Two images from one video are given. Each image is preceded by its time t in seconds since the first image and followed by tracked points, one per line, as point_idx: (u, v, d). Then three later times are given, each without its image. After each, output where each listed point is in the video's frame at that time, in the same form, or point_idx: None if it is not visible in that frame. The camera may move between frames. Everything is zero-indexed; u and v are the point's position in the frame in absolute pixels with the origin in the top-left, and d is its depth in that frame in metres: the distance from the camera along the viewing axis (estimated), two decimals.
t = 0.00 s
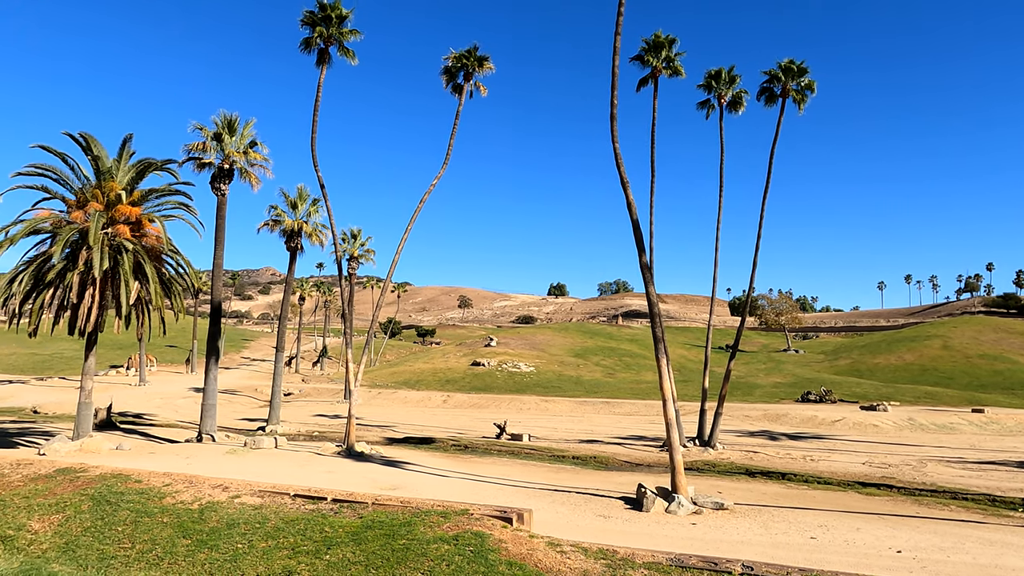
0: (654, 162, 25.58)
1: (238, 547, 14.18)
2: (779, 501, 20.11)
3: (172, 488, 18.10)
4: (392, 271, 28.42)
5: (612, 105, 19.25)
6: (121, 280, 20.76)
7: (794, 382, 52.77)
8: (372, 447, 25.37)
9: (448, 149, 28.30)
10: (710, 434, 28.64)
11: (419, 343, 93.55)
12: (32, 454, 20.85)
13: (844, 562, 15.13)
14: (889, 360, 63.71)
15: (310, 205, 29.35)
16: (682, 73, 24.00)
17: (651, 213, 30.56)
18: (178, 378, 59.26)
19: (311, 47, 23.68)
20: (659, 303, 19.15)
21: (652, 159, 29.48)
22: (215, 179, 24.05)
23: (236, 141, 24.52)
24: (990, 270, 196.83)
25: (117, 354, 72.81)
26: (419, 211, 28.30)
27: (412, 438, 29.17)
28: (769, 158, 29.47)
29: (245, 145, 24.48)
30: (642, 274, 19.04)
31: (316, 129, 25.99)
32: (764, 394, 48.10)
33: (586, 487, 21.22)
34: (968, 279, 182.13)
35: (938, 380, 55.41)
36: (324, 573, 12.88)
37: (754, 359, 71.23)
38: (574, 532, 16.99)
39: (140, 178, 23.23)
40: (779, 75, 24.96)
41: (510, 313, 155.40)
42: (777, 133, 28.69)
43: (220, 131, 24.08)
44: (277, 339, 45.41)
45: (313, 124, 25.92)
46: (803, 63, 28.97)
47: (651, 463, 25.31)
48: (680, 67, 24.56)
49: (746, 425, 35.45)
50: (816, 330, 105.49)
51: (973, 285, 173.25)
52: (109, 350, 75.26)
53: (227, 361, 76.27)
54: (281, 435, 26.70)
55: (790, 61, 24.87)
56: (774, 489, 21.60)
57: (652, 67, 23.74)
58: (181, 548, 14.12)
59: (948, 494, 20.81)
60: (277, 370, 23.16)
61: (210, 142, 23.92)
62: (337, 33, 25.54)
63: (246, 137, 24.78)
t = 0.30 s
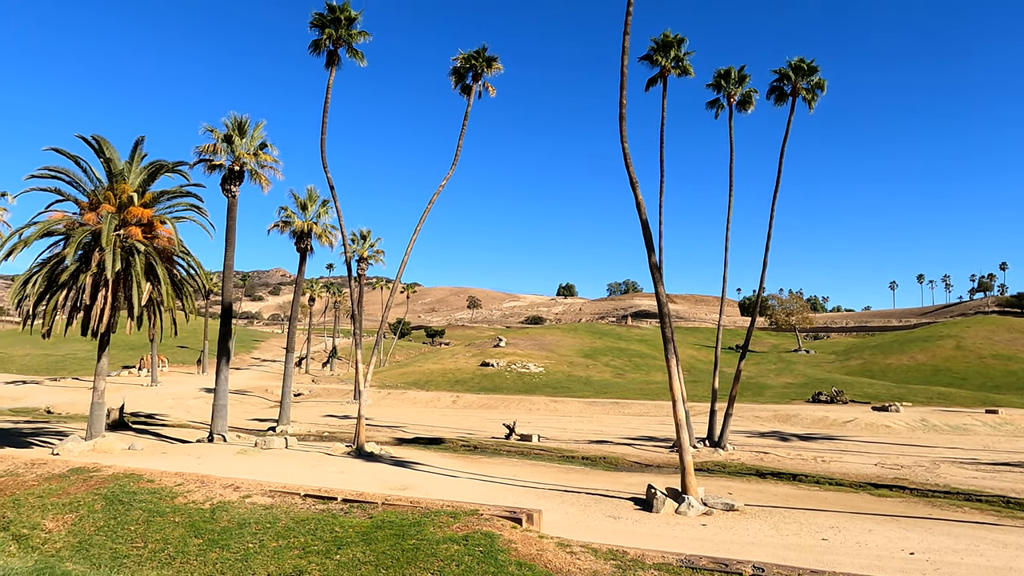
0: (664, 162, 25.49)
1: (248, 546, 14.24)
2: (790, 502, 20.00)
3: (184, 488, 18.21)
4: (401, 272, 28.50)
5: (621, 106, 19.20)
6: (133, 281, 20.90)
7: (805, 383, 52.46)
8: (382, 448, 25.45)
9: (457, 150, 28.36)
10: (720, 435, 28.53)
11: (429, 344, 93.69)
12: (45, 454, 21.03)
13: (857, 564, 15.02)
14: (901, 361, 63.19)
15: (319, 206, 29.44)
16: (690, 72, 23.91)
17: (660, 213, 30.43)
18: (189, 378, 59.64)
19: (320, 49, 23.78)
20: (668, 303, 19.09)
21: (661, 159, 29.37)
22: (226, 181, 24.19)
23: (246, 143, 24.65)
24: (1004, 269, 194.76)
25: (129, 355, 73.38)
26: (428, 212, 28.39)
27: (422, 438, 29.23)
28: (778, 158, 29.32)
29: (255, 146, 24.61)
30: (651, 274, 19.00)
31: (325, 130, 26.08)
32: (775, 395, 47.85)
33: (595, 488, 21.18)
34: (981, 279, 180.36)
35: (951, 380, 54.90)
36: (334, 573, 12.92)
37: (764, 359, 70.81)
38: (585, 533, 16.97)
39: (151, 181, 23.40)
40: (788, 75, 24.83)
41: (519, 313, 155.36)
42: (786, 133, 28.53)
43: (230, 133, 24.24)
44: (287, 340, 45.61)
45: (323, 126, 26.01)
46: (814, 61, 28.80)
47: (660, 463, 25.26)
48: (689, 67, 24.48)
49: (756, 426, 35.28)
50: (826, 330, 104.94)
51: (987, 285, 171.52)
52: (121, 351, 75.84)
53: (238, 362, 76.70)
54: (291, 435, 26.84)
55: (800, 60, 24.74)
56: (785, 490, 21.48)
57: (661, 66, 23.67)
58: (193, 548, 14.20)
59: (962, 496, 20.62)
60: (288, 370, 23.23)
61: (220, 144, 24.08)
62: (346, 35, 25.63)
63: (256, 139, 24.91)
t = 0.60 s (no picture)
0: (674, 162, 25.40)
1: (260, 546, 14.31)
2: (802, 503, 19.87)
3: (196, 487, 18.35)
4: (411, 272, 28.55)
5: (631, 106, 19.18)
6: (146, 282, 21.07)
7: (817, 383, 52.12)
8: (393, 448, 25.49)
9: (467, 151, 28.40)
10: (732, 436, 28.40)
11: (439, 344, 93.86)
12: (60, 454, 21.24)
13: (870, 566, 14.91)
14: (914, 362, 62.62)
15: (330, 208, 29.58)
16: (701, 72, 23.80)
17: (671, 213, 30.33)
18: (202, 379, 60.09)
19: (331, 51, 23.87)
20: (679, 303, 19.02)
21: (671, 159, 29.29)
22: (237, 183, 24.34)
23: (257, 145, 24.80)
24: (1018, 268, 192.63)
25: (143, 356, 74.00)
26: (438, 213, 28.46)
27: (432, 439, 29.30)
28: (790, 157, 29.16)
29: (266, 148, 24.76)
30: (661, 274, 18.94)
31: (336, 132, 26.19)
32: (787, 396, 47.58)
33: (606, 489, 21.14)
34: (996, 279, 178.32)
35: (966, 381, 54.35)
36: (346, 573, 12.96)
37: (774, 359, 70.41)
38: (595, 534, 16.93)
39: (164, 183, 23.59)
40: (799, 74, 24.68)
41: (529, 314, 155.26)
42: (798, 132, 28.35)
43: (242, 135, 24.37)
44: (298, 341, 45.84)
45: (334, 127, 26.13)
46: (825, 60, 28.62)
47: (671, 464, 25.18)
48: (699, 66, 24.38)
49: (768, 427, 35.08)
50: (839, 330, 104.26)
51: (1002, 284, 169.66)
52: (135, 352, 76.52)
53: (250, 363, 77.14)
54: (303, 435, 26.98)
55: (811, 58, 24.57)
56: (798, 491, 21.35)
57: (671, 66, 23.60)
58: (206, 547, 14.30)
59: (976, 498, 20.41)
60: (299, 371, 23.31)
61: (232, 146, 24.24)
62: (356, 37, 25.72)
63: (267, 141, 25.04)
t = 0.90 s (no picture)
0: (685, 163, 25.34)
1: (274, 546, 14.39)
2: (816, 505, 19.73)
3: (211, 487, 18.49)
4: (423, 273, 28.61)
5: (643, 106, 19.15)
6: (160, 284, 21.26)
7: (831, 384, 51.72)
8: (405, 449, 25.55)
9: (478, 152, 28.45)
10: (744, 437, 28.26)
11: (450, 345, 94.01)
12: (77, 454, 21.47)
13: (885, 569, 14.76)
14: (930, 362, 61.95)
15: (342, 209, 29.71)
16: (712, 71, 23.68)
17: (682, 214, 30.20)
18: (215, 380, 60.58)
19: (342, 53, 23.97)
20: (691, 304, 18.93)
21: (683, 159, 29.19)
22: (250, 185, 24.50)
23: (270, 147, 24.96)
24: None
25: (157, 357, 74.69)
26: (449, 213, 28.51)
27: (444, 440, 29.39)
28: (802, 156, 28.96)
29: (279, 150, 24.91)
30: (673, 275, 18.87)
31: (347, 134, 26.31)
32: (800, 396, 47.27)
33: (618, 490, 21.09)
34: (1013, 278, 176.08)
35: (982, 382, 53.69)
36: (359, 573, 13.00)
37: (787, 360, 69.95)
38: (608, 535, 16.84)
39: (178, 185, 23.81)
40: (812, 72, 24.50)
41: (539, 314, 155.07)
42: (811, 131, 28.14)
43: (254, 138, 24.53)
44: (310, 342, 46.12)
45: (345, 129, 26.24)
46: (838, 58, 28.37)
47: (683, 465, 25.08)
48: (710, 65, 24.24)
49: (781, 428, 34.85)
50: (853, 331, 103.40)
51: (1019, 284, 167.47)
52: (149, 353, 77.24)
53: (262, 364, 77.60)
54: (315, 436, 27.12)
55: (824, 57, 24.38)
56: (811, 493, 21.20)
57: (682, 66, 23.50)
58: (221, 546, 14.42)
59: (994, 500, 20.16)
60: (311, 372, 23.40)
61: (244, 149, 24.41)
62: (367, 39, 25.83)
63: (279, 143, 25.20)
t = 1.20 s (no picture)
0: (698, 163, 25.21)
1: (289, 546, 14.48)
2: (832, 507, 19.55)
3: (226, 487, 18.64)
4: (436, 275, 28.70)
5: (655, 105, 19.07)
6: (176, 286, 21.46)
7: (847, 385, 51.24)
8: (418, 450, 25.61)
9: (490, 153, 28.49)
10: (759, 439, 28.06)
11: (463, 346, 94.18)
12: (95, 454, 21.73)
13: (903, 572, 14.59)
14: (948, 363, 61.17)
15: (355, 211, 29.85)
16: (725, 71, 23.57)
17: (696, 214, 30.05)
18: (231, 380, 61.17)
19: (355, 56, 24.09)
20: (704, 304, 18.83)
21: (696, 159, 29.07)
22: (264, 188, 24.70)
23: (284, 149, 25.15)
24: None
25: (173, 358, 75.55)
26: (461, 215, 28.58)
27: (457, 441, 29.43)
28: (817, 156, 28.72)
29: (293, 153, 25.09)
30: (686, 275, 18.78)
31: (361, 136, 26.46)
32: (815, 398, 46.85)
33: (631, 491, 21.01)
34: None
35: (1002, 383, 52.92)
36: (372, 574, 13.04)
37: (802, 361, 69.35)
38: (622, 537, 16.76)
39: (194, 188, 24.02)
40: (826, 70, 24.31)
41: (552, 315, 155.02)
42: (826, 130, 27.87)
43: (269, 141, 24.73)
44: (324, 343, 46.43)
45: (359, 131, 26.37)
46: (853, 56, 28.11)
47: (697, 467, 24.96)
48: (723, 65, 24.12)
49: (796, 429, 34.61)
50: (869, 331, 102.35)
51: None
52: (166, 354, 78.17)
53: (277, 365, 78.21)
54: (329, 436, 27.26)
55: (838, 55, 24.17)
56: (827, 495, 21.01)
57: (695, 65, 23.41)
58: (236, 546, 14.53)
59: (1014, 503, 19.86)
60: (324, 373, 23.50)
61: (259, 151, 24.60)
62: (380, 41, 25.96)
63: (293, 145, 25.38)
